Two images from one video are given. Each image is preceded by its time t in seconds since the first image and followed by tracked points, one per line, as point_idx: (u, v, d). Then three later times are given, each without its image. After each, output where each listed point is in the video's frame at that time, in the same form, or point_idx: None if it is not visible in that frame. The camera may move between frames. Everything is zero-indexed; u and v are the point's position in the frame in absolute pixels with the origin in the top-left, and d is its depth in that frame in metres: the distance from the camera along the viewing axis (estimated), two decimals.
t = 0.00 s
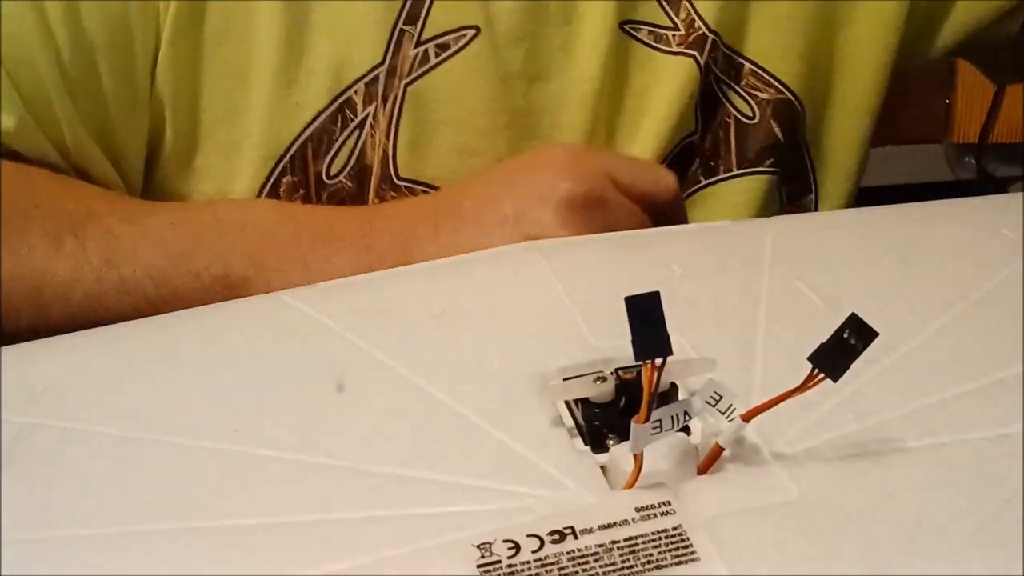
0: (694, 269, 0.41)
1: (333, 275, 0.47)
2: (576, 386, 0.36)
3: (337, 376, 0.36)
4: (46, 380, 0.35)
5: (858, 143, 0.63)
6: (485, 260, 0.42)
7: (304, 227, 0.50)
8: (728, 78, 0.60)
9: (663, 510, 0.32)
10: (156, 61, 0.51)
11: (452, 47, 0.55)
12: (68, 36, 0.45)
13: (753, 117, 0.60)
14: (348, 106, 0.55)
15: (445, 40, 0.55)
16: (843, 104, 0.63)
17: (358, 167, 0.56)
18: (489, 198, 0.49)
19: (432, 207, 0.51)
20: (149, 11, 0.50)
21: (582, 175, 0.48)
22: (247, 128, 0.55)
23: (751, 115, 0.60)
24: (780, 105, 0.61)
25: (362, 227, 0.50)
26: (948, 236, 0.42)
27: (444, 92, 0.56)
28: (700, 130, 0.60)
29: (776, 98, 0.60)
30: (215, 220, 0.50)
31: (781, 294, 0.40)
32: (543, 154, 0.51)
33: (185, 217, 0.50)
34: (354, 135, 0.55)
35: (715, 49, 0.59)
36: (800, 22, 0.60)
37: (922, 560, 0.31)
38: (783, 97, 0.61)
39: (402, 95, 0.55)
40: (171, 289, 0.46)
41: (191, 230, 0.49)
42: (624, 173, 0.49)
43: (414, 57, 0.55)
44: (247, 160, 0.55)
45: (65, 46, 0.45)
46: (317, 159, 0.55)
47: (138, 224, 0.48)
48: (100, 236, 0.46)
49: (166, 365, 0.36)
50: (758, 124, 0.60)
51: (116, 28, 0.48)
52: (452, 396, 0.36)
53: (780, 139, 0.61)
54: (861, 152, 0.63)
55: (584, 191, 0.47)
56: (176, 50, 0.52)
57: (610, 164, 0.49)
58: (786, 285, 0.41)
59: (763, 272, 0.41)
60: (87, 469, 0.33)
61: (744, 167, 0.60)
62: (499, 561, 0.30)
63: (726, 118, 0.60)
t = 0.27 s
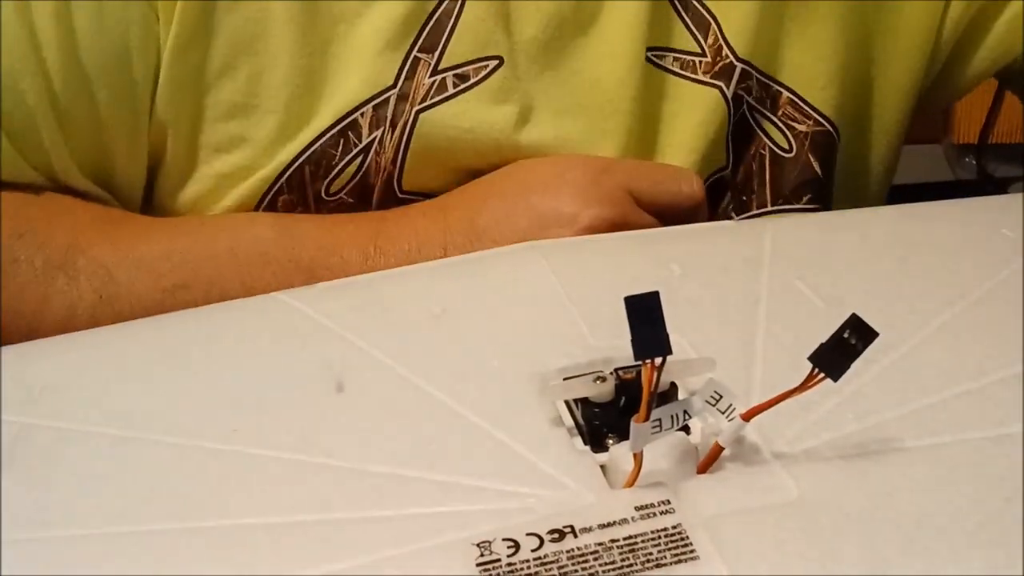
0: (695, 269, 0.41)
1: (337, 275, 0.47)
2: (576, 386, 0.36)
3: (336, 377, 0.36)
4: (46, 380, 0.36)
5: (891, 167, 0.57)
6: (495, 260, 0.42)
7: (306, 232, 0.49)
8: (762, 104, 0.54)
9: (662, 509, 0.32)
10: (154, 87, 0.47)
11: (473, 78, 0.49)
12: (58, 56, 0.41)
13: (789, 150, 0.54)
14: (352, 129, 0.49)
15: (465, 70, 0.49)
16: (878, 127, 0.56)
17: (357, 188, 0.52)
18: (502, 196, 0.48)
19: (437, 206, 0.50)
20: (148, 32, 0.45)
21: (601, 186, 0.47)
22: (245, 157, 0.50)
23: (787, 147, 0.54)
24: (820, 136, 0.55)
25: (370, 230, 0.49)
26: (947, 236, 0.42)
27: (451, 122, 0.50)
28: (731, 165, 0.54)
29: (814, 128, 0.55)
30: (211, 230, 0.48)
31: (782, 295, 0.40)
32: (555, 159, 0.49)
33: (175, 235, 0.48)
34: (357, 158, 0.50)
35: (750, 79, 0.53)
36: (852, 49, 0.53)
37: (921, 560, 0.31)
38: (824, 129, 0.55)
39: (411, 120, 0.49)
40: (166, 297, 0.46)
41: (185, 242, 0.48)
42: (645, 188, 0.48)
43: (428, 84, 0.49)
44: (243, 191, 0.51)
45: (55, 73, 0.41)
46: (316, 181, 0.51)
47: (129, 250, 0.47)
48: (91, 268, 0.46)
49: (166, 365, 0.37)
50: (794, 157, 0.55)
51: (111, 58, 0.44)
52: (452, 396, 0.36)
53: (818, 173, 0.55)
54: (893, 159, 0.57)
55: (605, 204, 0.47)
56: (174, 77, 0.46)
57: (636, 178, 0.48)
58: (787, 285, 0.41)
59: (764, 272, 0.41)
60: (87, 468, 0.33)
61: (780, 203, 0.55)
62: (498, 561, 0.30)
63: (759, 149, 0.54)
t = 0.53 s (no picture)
0: (697, 268, 0.41)
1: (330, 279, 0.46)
2: (578, 387, 0.36)
3: (337, 377, 0.36)
4: (47, 380, 0.35)
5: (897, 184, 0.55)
6: (496, 259, 0.42)
7: (298, 242, 0.49)
8: (761, 129, 0.53)
9: (664, 510, 0.32)
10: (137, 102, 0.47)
11: (468, 96, 0.48)
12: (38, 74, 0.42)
13: (788, 176, 0.54)
14: (341, 153, 0.49)
15: (459, 89, 0.48)
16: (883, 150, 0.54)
17: (348, 199, 0.52)
18: (497, 203, 0.48)
19: (430, 211, 0.50)
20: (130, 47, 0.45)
21: (598, 194, 0.47)
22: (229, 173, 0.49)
23: (786, 174, 0.54)
24: (820, 164, 0.54)
25: (363, 237, 0.49)
26: (948, 237, 0.42)
27: (444, 146, 0.49)
28: (726, 189, 0.54)
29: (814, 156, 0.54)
30: (200, 243, 0.48)
31: (782, 296, 0.40)
32: (547, 166, 0.49)
33: (164, 250, 0.48)
34: (347, 182, 0.51)
35: (749, 104, 0.52)
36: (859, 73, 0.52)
37: (922, 560, 0.31)
38: (825, 157, 0.54)
39: (402, 144, 0.49)
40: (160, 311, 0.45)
41: (175, 257, 0.47)
42: (642, 195, 0.48)
43: (422, 105, 0.48)
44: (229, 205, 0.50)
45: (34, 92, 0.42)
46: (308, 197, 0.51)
47: (117, 269, 0.46)
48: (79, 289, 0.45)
49: (166, 364, 0.36)
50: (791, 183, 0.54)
51: (91, 73, 0.44)
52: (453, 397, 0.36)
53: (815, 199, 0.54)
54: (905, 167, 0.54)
55: (602, 213, 0.47)
56: (156, 93, 0.46)
57: (631, 184, 0.48)
58: (788, 286, 0.41)
59: (766, 272, 0.41)
60: (88, 468, 0.33)
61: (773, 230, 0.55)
62: (500, 561, 0.30)
63: (757, 174, 0.54)
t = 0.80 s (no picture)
0: (694, 267, 0.41)
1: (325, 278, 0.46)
2: (576, 386, 0.36)
3: (336, 377, 0.36)
4: (46, 380, 0.36)
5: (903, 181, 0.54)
6: (494, 260, 0.42)
7: (293, 243, 0.49)
8: (756, 125, 0.53)
9: (662, 509, 0.32)
10: (129, 98, 0.47)
11: (463, 87, 0.49)
12: (28, 72, 0.42)
13: (785, 172, 0.54)
14: (337, 149, 0.49)
15: (454, 81, 0.49)
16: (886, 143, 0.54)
17: (344, 198, 0.52)
18: (493, 203, 0.48)
19: (426, 212, 0.50)
20: (120, 44, 0.46)
21: (598, 199, 0.47)
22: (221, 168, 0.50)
23: (783, 170, 0.54)
24: (815, 160, 0.54)
25: (358, 238, 0.49)
26: (948, 235, 0.42)
27: (440, 139, 0.49)
28: (722, 186, 0.54)
29: (811, 153, 0.54)
30: (197, 245, 0.48)
31: (781, 295, 0.40)
32: (542, 168, 0.49)
33: (161, 253, 0.48)
34: (342, 179, 0.51)
35: (747, 100, 0.52)
36: (859, 63, 0.52)
37: (921, 560, 0.31)
38: (819, 153, 0.54)
39: (398, 138, 0.49)
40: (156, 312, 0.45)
41: (171, 260, 0.48)
42: (642, 198, 0.48)
43: (417, 98, 0.48)
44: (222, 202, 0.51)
45: (24, 89, 0.42)
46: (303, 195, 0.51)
47: (114, 273, 0.47)
48: (76, 293, 0.46)
49: (164, 364, 0.37)
50: (788, 179, 0.54)
51: (82, 72, 0.45)
52: (451, 396, 0.36)
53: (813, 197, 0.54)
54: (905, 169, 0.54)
55: (600, 217, 0.46)
56: (147, 88, 0.47)
57: (631, 186, 0.48)
58: (787, 285, 0.41)
59: (763, 271, 0.41)
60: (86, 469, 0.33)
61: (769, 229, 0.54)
62: (498, 561, 0.30)
63: (755, 170, 0.54)
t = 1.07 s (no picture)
0: (694, 267, 0.41)
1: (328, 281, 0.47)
2: (577, 386, 0.36)
3: (337, 377, 0.36)
4: (46, 380, 0.36)
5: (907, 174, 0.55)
6: (493, 261, 0.42)
7: (296, 245, 0.49)
8: (758, 116, 0.53)
9: (662, 510, 0.32)
10: (129, 96, 0.47)
11: (465, 82, 0.49)
12: (28, 69, 0.42)
13: (785, 164, 0.54)
14: (339, 144, 0.49)
15: (457, 75, 0.49)
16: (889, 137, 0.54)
17: (347, 195, 0.52)
18: (497, 204, 0.48)
19: (429, 213, 0.50)
20: (121, 41, 0.45)
21: (603, 202, 0.47)
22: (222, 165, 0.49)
23: (784, 162, 0.54)
24: (816, 152, 0.54)
25: (360, 240, 0.49)
26: (948, 235, 0.42)
27: (443, 135, 0.49)
28: (725, 178, 0.54)
29: (813, 144, 0.54)
30: (197, 246, 0.48)
31: (782, 295, 0.40)
32: (546, 169, 0.49)
33: (162, 256, 0.48)
34: (344, 174, 0.51)
35: (750, 92, 0.52)
36: (859, 65, 0.52)
37: (921, 560, 0.31)
38: (821, 145, 0.54)
39: (400, 134, 0.49)
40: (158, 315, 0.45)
41: (173, 262, 0.47)
42: (647, 201, 0.48)
43: (419, 92, 0.49)
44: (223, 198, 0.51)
45: (25, 86, 0.42)
46: (305, 191, 0.51)
47: (114, 276, 0.46)
48: (76, 297, 0.45)
49: (165, 364, 0.37)
50: (789, 171, 0.54)
51: (82, 68, 0.45)
52: (451, 396, 0.36)
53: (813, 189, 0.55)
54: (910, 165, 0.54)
55: (605, 221, 0.46)
56: (148, 85, 0.47)
57: (635, 189, 0.48)
58: (787, 285, 0.41)
59: (764, 271, 0.41)
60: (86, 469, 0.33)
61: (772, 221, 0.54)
62: (498, 561, 0.30)
63: (756, 162, 0.54)
